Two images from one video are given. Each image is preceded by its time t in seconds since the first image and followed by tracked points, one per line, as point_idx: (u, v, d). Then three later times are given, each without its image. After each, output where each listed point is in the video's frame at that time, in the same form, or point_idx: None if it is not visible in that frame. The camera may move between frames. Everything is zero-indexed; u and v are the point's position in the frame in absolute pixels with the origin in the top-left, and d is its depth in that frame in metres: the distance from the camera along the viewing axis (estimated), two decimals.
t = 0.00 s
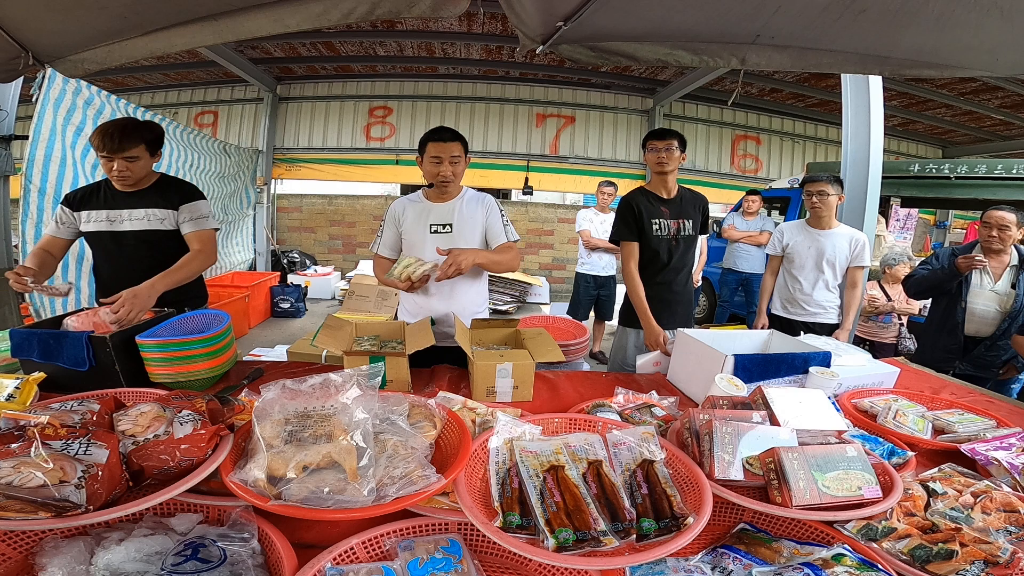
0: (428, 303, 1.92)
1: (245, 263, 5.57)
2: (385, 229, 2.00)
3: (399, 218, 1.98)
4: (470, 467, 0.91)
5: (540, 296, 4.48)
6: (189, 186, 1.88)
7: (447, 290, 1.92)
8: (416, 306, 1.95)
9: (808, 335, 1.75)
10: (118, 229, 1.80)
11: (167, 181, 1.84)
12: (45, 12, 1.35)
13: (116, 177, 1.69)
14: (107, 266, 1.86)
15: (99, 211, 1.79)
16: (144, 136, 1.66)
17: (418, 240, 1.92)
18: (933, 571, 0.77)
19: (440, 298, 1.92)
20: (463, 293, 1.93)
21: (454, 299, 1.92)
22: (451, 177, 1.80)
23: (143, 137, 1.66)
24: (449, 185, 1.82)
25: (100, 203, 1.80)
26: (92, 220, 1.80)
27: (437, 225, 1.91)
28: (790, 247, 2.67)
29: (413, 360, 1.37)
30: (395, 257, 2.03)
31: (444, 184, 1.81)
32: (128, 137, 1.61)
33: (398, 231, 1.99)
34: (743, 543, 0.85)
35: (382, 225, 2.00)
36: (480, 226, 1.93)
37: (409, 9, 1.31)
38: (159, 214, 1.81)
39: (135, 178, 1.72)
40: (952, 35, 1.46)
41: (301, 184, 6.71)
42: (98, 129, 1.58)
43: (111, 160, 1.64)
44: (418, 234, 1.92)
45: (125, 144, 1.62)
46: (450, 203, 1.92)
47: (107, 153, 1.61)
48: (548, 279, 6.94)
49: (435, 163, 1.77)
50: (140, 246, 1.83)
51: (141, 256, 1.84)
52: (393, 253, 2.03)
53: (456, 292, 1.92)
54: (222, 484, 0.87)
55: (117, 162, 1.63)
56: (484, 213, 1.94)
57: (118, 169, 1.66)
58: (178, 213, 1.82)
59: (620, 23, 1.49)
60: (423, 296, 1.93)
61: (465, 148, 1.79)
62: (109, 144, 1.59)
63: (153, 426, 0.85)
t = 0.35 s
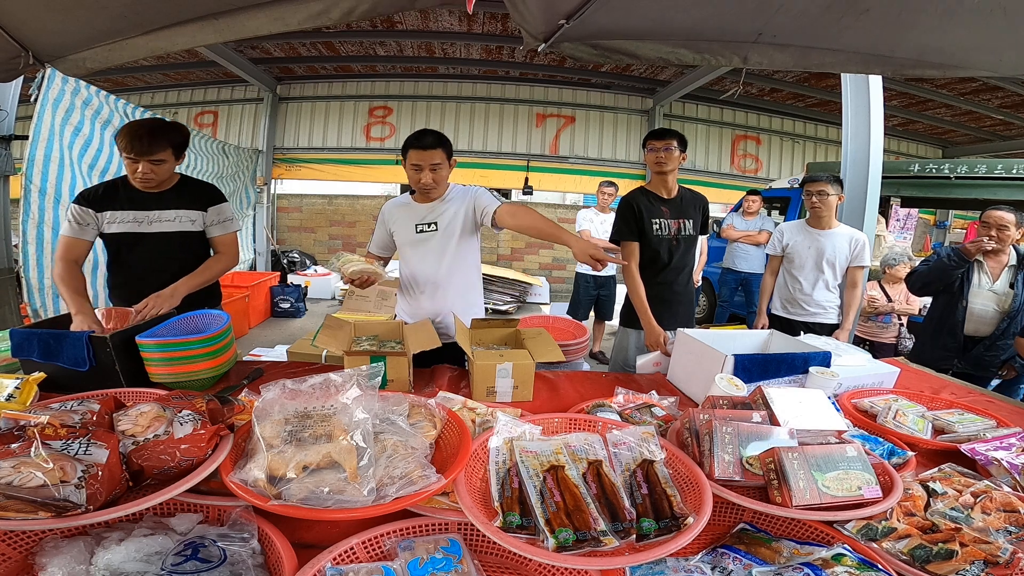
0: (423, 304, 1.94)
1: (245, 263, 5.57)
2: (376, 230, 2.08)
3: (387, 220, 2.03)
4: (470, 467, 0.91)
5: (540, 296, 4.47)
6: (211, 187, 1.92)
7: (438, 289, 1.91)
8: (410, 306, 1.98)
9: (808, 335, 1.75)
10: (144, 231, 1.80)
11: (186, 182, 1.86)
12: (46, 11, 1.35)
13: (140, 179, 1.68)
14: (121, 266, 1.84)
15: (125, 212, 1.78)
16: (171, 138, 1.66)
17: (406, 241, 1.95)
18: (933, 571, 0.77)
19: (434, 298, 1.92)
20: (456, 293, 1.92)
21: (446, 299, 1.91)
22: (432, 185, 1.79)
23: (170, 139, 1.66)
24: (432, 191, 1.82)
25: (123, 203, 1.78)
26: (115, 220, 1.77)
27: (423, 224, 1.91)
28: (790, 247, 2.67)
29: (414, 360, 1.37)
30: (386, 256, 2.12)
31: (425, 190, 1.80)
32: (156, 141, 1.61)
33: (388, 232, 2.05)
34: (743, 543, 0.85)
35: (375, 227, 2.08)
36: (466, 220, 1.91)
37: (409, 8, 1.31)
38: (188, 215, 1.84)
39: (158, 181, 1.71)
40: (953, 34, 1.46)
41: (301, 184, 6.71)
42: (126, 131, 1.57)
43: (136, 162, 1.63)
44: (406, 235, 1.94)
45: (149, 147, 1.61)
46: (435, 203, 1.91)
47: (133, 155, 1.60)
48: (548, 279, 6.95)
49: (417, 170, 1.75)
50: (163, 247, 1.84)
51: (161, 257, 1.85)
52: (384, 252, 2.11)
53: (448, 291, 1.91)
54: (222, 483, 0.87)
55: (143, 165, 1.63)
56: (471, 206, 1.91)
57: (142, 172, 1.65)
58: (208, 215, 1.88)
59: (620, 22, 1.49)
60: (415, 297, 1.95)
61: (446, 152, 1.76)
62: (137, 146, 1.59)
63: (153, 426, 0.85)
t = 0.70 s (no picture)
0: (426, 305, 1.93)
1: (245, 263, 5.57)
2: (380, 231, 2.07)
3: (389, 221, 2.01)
4: (470, 467, 0.91)
5: (540, 296, 4.47)
6: (210, 185, 1.94)
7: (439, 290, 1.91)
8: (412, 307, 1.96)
9: (807, 335, 1.75)
10: (155, 233, 1.81)
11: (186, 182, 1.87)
12: (47, 12, 1.35)
13: (143, 180, 1.67)
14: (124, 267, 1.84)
15: (136, 215, 1.77)
16: (179, 141, 1.67)
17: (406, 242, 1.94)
18: (933, 571, 0.77)
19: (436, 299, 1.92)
20: (454, 292, 1.93)
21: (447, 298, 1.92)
22: (441, 184, 1.80)
23: (179, 142, 1.67)
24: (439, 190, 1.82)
25: (129, 205, 1.76)
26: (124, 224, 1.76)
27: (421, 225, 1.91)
28: (790, 247, 2.67)
29: (414, 360, 1.37)
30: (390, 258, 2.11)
31: (434, 190, 1.81)
32: (164, 145, 1.61)
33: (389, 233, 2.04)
34: (743, 543, 0.85)
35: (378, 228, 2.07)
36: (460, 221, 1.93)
37: (410, 9, 1.31)
38: (195, 215, 1.87)
39: (164, 181, 1.71)
40: (952, 35, 1.47)
41: (301, 184, 6.71)
42: (134, 133, 1.56)
43: (143, 166, 1.62)
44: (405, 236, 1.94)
45: (157, 151, 1.61)
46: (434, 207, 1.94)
47: (140, 159, 1.60)
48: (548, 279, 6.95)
49: (423, 172, 1.75)
50: (169, 247, 1.85)
51: (166, 259, 1.86)
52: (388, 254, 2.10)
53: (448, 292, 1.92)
54: (222, 483, 0.87)
55: (150, 167, 1.62)
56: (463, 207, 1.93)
57: (148, 175, 1.64)
58: (211, 214, 1.92)
59: (620, 22, 1.49)
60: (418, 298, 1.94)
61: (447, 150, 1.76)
62: (146, 150, 1.59)
63: (153, 426, 0.85)
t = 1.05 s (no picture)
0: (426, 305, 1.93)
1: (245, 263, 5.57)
2: (370, 226, 1.99)
3: (383, 216, 1.95)
4: (470, 467, 0.91)
5: (540, 296, 4.47)
6: (204, 185, 1.93)
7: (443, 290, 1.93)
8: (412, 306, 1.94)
9: (808, 335, 1.75)
10: (145, 231, 1.81)
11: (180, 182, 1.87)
12: (46, 12, 1.35)
13: (137, 177, 1.67)
14: (120, 266, 1.84)
15: (126, 213, 1.78)
16: (171, 139, 1.67)
17: (409, 241, 1.91)
18: (933, 571, 0.77)
19: (438, 299, 1.93)
20: (457, 294, 1.96)
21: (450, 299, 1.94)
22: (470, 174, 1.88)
23: (171, 141, 1.67)
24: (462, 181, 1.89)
25: (120, 204, 1.77)
26: (114, 222, 1.76)
27: (428, 224, 1.91)
28: (790, 247, 2.67)
29: (414, 360, 1.37)
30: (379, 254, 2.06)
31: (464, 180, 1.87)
32: (157, 141, 1.62)
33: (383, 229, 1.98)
34: (743, 543, 0.85)
35: (368, 223, 1.99)
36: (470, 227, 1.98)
37: (409, 9, 1.31)
38: (186, 214, 1.86)
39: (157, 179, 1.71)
40: (952, 35, 1.46)
41: (301, 184, 6.71)
42: (127, 131, 1.56)
43: (137, 162, 1.63)
44: (408, 234, 1.91)
45: (150, 147, 1.62)
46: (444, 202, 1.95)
47: (135, 154, 1.61)
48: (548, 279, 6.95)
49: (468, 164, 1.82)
50: (161, 246, 1.84)
51: (159, 257, 1.85)
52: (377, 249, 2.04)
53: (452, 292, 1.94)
54: (222, 484, 0.87)
55: (145, 164, 1.62)
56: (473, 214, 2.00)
57: (142, 172, 1.65)
58: (202, 213, 1.90)
59: (620, 22, 1.49)
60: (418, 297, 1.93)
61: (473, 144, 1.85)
62: (139, 147, 1.60)
63: (153, 426, 0.85)
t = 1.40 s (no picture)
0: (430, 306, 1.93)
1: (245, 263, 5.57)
2: (369, 223, 1.85)
3: (389, 213, 1.86)
4: (470, 467, 0.91)
5: (540, 296, 4.47)
6: (190, 184, 1.93)
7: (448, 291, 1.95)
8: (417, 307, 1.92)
9: (808, 335, 1.75)
10: (123, 229, 1.80)
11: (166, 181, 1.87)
12: (45, 12, 1.35)
13: (117, 176, 1.69)
14: (107, 267, 1.84)
15: (104, 212, 1.78)
16: (146, 134, 1.67)
17: (420, 241, 1.90)
18: (933, 571, 0.77)
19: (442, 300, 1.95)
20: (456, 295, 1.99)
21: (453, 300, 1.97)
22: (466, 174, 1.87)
23: (145, 136, 1.66)
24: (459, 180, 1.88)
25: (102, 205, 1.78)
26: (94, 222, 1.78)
27: (437, 224, 1.92)
28: (790, 247, 2.67)
29: (413, 360, 1.37)
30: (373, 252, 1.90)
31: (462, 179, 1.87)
32: (130, 137, 1.62)
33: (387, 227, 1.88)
34: (743, 543, 0.85)
35: (367, 219, 1.84)
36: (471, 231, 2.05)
37: (408, 10, 1.30)
38: (167, 212, 1.84)
39: (136, 176, 1.72)
40: (951, 35, 1.46)
41: (301, 184, 6.71)
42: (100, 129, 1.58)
43: (112, 159, 1.64)
44: (419, 234, 1.89)
45: (124, 142, 1.62)
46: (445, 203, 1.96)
47: (108, 151, 1.61)
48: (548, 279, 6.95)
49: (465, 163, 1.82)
50: (143, 245, 1.83)
51: (140, 256, 1.84)
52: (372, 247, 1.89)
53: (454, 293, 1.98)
54: (222, 484, 0.87)
55: (119, 160, 1.63)
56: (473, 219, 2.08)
57: (119, 168, 1.66)
58: (184, 211, 1.88)
59: (619, 21, 1.49)
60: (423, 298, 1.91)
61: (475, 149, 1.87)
62: (110, 143, 1.60)
63: (153, 426, 0.86)
